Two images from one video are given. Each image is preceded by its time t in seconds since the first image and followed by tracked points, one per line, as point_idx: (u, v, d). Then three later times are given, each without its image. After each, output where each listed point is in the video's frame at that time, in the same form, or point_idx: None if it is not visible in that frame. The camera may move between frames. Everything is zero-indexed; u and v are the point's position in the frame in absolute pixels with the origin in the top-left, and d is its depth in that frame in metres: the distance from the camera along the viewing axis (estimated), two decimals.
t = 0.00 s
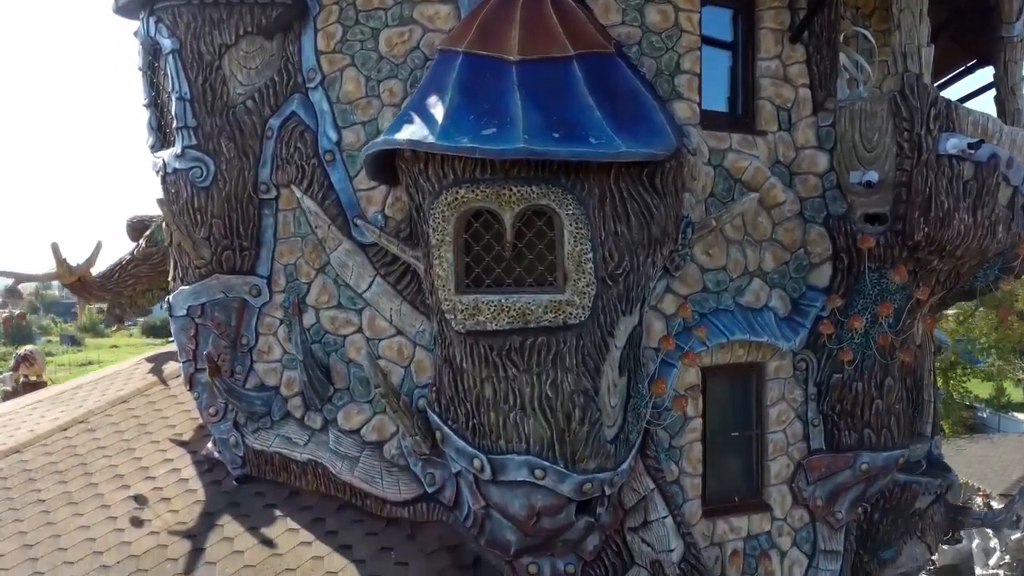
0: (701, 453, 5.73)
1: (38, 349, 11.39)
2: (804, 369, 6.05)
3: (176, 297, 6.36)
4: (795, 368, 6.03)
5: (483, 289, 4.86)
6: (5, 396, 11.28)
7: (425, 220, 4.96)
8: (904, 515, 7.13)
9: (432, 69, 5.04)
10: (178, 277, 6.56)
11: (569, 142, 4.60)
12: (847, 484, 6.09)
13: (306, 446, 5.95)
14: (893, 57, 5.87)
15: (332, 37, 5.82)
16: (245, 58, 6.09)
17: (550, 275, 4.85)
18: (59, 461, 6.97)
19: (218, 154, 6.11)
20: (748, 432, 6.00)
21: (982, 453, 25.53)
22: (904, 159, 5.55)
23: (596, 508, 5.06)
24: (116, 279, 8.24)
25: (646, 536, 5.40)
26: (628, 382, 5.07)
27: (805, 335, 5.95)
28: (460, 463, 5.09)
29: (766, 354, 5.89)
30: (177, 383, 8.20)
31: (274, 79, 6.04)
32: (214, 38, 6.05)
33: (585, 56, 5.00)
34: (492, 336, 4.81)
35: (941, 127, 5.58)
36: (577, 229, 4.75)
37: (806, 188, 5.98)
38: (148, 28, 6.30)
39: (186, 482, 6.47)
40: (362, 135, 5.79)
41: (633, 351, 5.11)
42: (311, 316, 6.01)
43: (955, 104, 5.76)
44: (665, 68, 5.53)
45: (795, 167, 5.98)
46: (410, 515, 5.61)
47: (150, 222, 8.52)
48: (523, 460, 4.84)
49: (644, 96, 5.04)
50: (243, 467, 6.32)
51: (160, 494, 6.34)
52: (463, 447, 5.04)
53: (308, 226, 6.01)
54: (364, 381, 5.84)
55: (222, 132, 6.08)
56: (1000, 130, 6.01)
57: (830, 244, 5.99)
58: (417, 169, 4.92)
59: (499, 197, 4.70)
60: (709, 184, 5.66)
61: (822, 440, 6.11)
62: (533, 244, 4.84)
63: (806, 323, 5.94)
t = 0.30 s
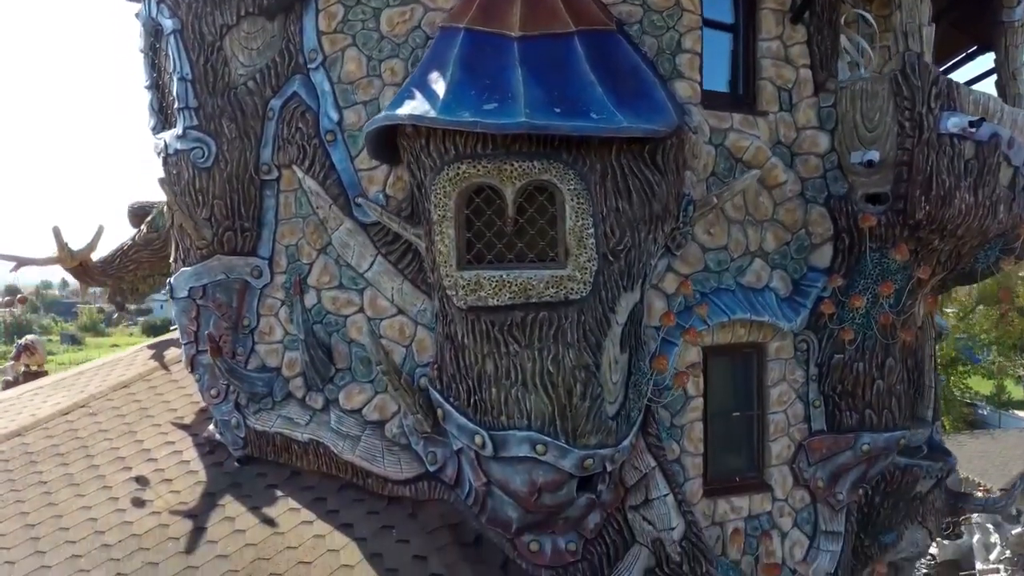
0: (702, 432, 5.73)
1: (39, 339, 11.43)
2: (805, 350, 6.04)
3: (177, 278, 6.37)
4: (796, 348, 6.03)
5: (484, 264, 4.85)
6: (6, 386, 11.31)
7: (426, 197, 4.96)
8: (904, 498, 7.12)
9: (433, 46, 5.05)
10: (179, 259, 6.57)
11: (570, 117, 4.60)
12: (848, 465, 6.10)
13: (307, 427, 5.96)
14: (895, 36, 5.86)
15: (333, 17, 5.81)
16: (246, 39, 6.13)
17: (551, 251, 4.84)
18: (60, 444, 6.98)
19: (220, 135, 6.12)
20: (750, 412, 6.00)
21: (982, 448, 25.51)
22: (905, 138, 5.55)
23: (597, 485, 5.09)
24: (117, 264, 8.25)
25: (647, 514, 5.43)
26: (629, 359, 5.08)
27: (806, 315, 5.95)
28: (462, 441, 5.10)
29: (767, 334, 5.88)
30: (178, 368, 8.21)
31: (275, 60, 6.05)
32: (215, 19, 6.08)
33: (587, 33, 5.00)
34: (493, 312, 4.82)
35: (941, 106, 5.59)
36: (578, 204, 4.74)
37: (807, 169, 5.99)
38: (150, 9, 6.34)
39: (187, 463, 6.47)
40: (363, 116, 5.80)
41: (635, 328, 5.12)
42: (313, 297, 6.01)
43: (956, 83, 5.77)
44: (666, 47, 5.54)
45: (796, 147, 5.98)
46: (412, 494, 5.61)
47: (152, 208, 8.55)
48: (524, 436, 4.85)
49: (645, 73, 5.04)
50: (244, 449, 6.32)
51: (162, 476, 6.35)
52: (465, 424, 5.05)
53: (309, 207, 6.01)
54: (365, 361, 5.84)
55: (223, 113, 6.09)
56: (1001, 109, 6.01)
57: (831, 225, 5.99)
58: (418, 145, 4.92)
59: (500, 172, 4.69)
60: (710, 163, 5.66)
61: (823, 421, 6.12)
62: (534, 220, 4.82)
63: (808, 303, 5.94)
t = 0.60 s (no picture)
0: (704, 409, 5.74)
1: (40, 327, 11.48)
2: (807, 328, 6.04)
3: (179, 258, 6.38)
4: (797, 327, 6.03)
5: (486, 237, 4.84)
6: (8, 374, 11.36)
7: (429, 170, 4.96)
8: (906, 479, 7.11)
9: (436, 20, 5.05)
10: (181, 239, 6.58)
11: (573, 89, 4.60)
12: (851, 443, 6.11)
13: (310, 404, 5.97)
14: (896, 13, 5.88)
15: None
16: (248, 18, 6.13)
17: (554, 223, 4.82)
18: (63, 424, 7.00)
19: (222, 113, 6.13)
20: (752, 390, 6.01)
21: (983, 443, 25.50)
22: (907, 115, 5.54)
23: (598, 459, 5.12)
24: (119, 248, 8.26)
25: (649, 490, 5.43)
26: (631, 333, 5.09)
27: (808, 293, 5.95)
28: (465, 415, 5.12)
29: (769, 312, 5.89)
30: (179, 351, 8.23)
31: (277, 39, 6.05)
32: None
33: (589, 7, 5.01)
34: (496, 285, 4.82)
35: (943, 83, 5.56)
36: (581, 176, 4.73)
37: (809, 147, 5.99)
38: None
39: (189, 442, 6.48)
40: (365, 93, 5.80)
41: (637, 302, 5.13)
42: (315, 275, 6.02)
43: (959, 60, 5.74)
44: (668, 24, 5.54)
45: (798, 125, 5.98)
46: (415, 470, 5.62)
47: (154, 192, 8.58)
48: (527, 408, 4.86)
49: (648, 48, 5.03)
50: (247, 427, 6.34)
51: (164, 455, 6.37)
52: (467, 398, 5.07)
53: (311, 185, 6.02)
54: (367, 338, 5.84)
55: (225, 91, 6.10)
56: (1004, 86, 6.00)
57: (833, 203, 5.99)
58: (421, 119, 4.92)
59: (503, 145, 4.69)
60: (712, 139, 5.67)
61: (825, 399, 6.13)
62: (537, 193, 4.81)
63: (810, 282, 5.94)
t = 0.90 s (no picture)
0: (707, 383, 5.76)
1: (43, 314, 11.53)
2: (810, 305, 6.06)
3: (183, 235, 6.40)
4: (800, 303, 6.04)
5: (490, 208, 4.85)
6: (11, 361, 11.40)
7: (432, 141, 4.97)
8: (908, 458, 7.12)
9: None
10: (185, 217, 6.59)
11: (576, 58, 4.60)
12: (853, 419, 6.12)
13: (313, 380, 5.98)
14: None
15: None
16: None
17: (557, 193, 4.82)
18: (66, 403, 7.03)
19: (226, 89, 6.14)
20: (754, 365, 6.03)
21: (983, 437, 25.48)
22: (909, 89, 5.60)
23: (602, 431, 5.10)
24: (122, 229, 8.28)
25: (651, 462, 5.46)
26: (634, 304, 5.10)
27: (810, 269, 5.96)
28: (468, 387, 5.13)
29: (772, 287, 5.91)
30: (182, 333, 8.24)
31: (280, 15, 6.04)
32: None
33: None
34: (499, 255, 4.83)
35: (945, 57, 5.63)
36: (584, 145, 4.74)
37: (811, 123, 5.97)
38: None
39: (192, 419, 6.50)
40: (368, 69, 5.81)
41: (640, 274, 5.14)
42: (319, 251, 6.03)
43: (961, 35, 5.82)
44: None
45: (800, 101, 5.96)
46: (418, 443, 5.63)
47: (157, 175, 8.60)
48: (530, 378, 4.88)
49: (650, 20, 5.04)
50: (250, 404, 6.35)
51: (168, 431, 6.38)
52: (470, 369, 5.07)
53: (314, 161, 6.03)
54: (371, 313, 5.86)
55: (229, 68, 6.12)
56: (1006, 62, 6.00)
57: (835, 178, 5.99)
58: (424, 90, 4.93)
59: (506, 115, 4.69)
60: (715, 113, 5.70)
61: (827, 375, 6.14)
62: (540, 163, 4.80)
63: (812, 258, 5.95)
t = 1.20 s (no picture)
0: (708, 357, 5.77)
1: (44, 302, 11.56)
2: (810, 281, 6.08)
3: (186, 212, 6.42)
4: (801, 279, 6.06)
5: (492, 178, 4.87)
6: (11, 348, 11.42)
7: (435, 112, 4.99)
8: (909, 438, 7.12)
9: None
10: (187, 194, 6.61)
11: (578, 28, 4.61)
12: (854, 395, 6.13)
13: (315, 355, 5.99)
14: None
15: None
16: None
17: (559, 162, 4.84)
18: (69, 381, 7.05)
19: (229, 66, 6.16)
20: (755, 341, 6.06)
21: (983, 431, 25.48)
22: (910, 64, 5.60)
23: (603, 402, 5.19)
24: (125, 212, 8.30)
25: (653, 435, 5.48)
26: (636, 276, 5.12)
27: (812, 245, 5.98)
28: (470, 358, 5.15)
29: (773, 263, 5.94)
30: (183, 314, 8.27)
31: None
32: None
33: None
34: (501, 225, 4.85)
35: (946, 31, 5.62)
36: (586, 115, 4.76)
37: (812, 99, 5.99)
38: None
39: (195, 396, 6.52)
40: (370, 44, 5.83)
41: (642, 246, 5.16)
42: (321, 227, 6.03)
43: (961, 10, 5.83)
44: None
45: (801, 78, 5.98)
46: (420, 417, 5.65)
47: (159, 158, 8.63)
48: (532, 348, 4.90)
49: None
50: (253, 380, 6.36)
51: (170, 408, 6.41)
52: (473, 341, 5.10)
53: (317, 137, 6.05)
54: (374, 288, 5.88)
55: (232, 44, 6.13)
56: (1007, 37, 6.01)
57: (835, 155, 6.01)
58: (427, 61, 4.95)
59: (508, 86, 4.70)
60: (715, 88, 5.73)
61: (828, 352, 6.15)
62: (542, 133, 4.82)
63: (813, 234, 5.97)
